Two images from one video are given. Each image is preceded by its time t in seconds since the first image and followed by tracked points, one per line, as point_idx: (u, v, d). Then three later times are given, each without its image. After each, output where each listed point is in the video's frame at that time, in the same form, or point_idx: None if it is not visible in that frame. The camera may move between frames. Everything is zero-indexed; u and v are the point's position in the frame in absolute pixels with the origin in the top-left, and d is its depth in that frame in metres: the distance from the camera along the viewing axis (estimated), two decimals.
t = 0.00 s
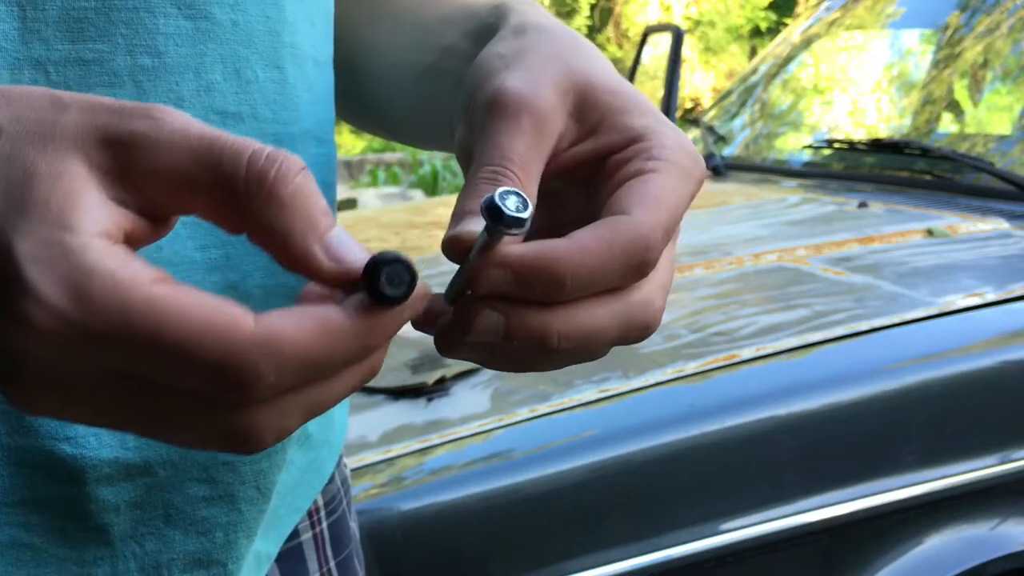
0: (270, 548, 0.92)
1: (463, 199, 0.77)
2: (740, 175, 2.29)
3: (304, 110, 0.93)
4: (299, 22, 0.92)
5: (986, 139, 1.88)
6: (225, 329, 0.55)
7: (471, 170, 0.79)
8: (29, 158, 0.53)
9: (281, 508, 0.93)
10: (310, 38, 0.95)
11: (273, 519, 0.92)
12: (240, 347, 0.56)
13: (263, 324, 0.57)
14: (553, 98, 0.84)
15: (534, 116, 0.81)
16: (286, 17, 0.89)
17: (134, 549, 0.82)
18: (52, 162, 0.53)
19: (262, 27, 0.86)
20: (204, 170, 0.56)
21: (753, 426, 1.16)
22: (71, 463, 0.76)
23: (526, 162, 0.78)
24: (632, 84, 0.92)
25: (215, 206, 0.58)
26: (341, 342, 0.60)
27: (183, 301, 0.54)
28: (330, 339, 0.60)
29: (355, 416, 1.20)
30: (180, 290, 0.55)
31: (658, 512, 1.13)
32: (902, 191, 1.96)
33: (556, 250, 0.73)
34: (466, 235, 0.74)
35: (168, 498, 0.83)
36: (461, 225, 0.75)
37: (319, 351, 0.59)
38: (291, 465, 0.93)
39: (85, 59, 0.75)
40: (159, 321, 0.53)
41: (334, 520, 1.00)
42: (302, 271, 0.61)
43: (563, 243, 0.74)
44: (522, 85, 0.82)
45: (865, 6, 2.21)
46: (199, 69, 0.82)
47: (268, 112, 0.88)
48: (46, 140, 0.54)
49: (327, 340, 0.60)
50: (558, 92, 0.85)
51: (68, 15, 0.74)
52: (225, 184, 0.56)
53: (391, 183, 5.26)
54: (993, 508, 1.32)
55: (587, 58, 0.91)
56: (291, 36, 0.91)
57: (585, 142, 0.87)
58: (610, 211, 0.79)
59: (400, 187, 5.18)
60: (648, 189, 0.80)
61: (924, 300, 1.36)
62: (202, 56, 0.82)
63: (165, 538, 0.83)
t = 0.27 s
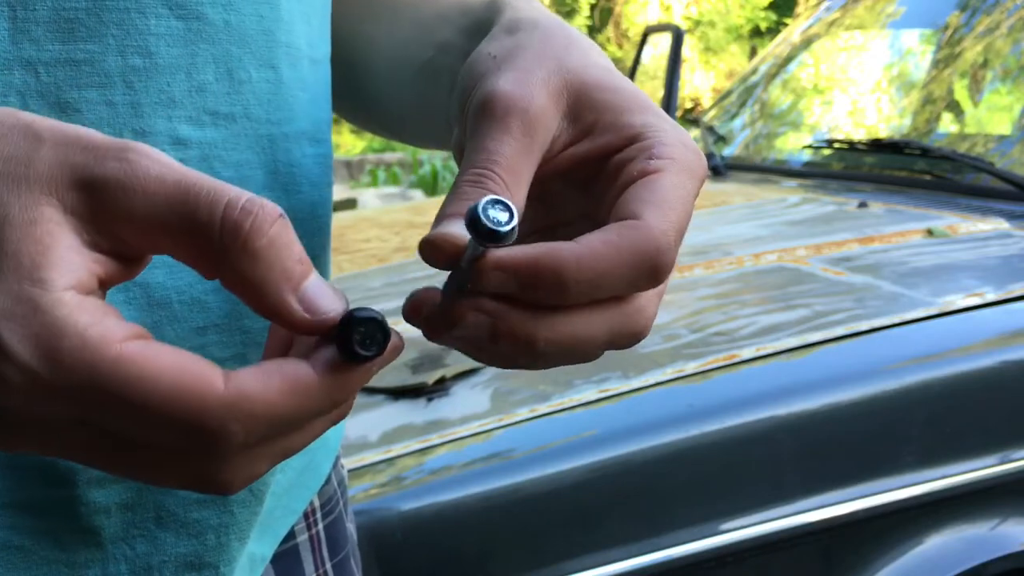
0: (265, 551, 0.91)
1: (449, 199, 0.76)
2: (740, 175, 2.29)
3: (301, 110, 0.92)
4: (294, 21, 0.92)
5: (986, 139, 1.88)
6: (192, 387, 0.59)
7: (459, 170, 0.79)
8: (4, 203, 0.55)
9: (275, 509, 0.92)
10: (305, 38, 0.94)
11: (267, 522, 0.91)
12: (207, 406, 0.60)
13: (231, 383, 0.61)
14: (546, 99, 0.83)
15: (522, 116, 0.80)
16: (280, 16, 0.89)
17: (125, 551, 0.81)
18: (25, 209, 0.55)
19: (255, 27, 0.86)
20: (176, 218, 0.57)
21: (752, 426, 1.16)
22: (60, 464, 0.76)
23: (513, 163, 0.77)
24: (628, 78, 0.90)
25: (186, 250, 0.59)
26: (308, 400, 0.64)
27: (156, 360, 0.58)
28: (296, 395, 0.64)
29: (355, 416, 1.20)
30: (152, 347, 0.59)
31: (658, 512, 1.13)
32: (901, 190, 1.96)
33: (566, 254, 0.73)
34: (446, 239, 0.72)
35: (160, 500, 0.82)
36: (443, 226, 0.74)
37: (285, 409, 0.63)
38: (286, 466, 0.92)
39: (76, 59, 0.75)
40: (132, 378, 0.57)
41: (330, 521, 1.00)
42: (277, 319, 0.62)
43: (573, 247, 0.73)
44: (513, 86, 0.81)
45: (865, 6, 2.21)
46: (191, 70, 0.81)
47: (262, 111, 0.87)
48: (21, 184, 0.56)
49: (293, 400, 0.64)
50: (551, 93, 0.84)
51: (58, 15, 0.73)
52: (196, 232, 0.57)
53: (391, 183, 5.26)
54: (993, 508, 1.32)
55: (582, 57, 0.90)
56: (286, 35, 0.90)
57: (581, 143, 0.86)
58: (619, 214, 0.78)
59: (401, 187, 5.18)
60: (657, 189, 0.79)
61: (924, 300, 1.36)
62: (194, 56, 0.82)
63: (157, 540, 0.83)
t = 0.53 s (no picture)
0: (257, 552, 0.91)
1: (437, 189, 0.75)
2: (740, 175, 2.29)
3: (293, 108, 0.91)
4: (285, 20, 0.91)
5: (986, 139, 1.88)
6: (175, 397, 0.59)
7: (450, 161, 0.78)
8: None
9: (268, 509, 0.92)
10: (297, 37, 0.94)
11: (258, 523, 0.91)
12: (190, 417, 0.60)
13: (215, 392, 0.61)
14: (542, 90, 0.81)
15: (514, 105, 0.79)
16: (271, 14, 0.89)
17: (115, 552, 0.81)
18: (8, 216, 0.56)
19: (245, 25, 0.86)
20: (159, 226, 0.57)
21: (752, 426, 1.16)
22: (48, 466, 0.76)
23: (503, 153, 0.76)
24: (631, 69, 0.88)
25: (170, 257, 0.59)
26: (294, 409, 0.64)
27: (139, 369, 0.59)
28: (282, 405, 0.63)
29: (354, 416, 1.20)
30: (135, 355, 0.59)
31: (658, 512, 1.13)
32: (901, 191, 1.96)
33: (588, 245, 0.72)
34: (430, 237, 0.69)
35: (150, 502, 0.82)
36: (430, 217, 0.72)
37: (270, 419, 0.63)
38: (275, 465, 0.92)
39: (64, 58, 0.74)
40: (114, 387, 0.58)
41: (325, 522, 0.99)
42: (262, 326, 0.62)
43: (594, 239, 0.72)
44: (506, 75, 0.81)
45: (865, 6, 2.21)
46: (180, 69, 0.81)
47: (254, 109, 0.86)
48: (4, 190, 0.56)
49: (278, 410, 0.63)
50: (548, 84, 0.83)
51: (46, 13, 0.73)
52: (179, 240, 0.58)
53: (392, 183, 5.26)
54: (993, 508, 1.32)
55: (580, 48, 0.89)
56: (277, 33, 0.90)
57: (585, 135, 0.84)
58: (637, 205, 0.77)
59: (401, 187, 5.18)
60: (676, 179, 0.77)
61: (925, 300, 1.36)
62: (183, 55, 0.82)
63: (146, 541, 0.83)
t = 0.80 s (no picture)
0: (251, 552, 0.90)
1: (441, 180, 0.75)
2: (740, 175, 2.29)
3: (286, 106, 0.90)
4: (278, 16, 0.91)
5: (985, 139, 1.88)
6: (154, 403, 0.59)
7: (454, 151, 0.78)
8: None
9: (263, 509, 0.92)
10: (291, 34, 0.93)
11: (252, 524, 0.90)
12: (170, 421, 0.60)
13: (196, 398, 0.61)
14: (545, 80, 0.81)
15: (518, 97, 0.79)
16: (263, 11, 0.88)
17: (107, 552, 0.81)
18: None
19: (236, 22, 0.85)
20: (142, 226, 0.57)
21: (752, 426, 1.16)
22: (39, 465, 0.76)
23: (506, 146, 0.76)
24: (633, 56, 0.88)
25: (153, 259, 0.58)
26: (276, 413, 0.64)
27: (117, 372, 0.59)
28: (263, 410, 0.63)
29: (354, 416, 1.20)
30: (114, 359, 0.59)
31: (658, 512, 1.13)
32: (901, 191, 1.96)
33: (589, 231, 0.71)
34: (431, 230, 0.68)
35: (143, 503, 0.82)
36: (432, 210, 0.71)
37: (252, 423, 0.63)
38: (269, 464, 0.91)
39: (53, 56, 0.74)
40: (94, 390, 0.58)
41: (320, 522, 0.99)
42: (248, 329, 0.61)
43: (594, 224, 0.72)
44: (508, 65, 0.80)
45: (865, 6, 2.21)
46: (170, 66, 0.81)
47: (246, 107, 0.85)
48: None
49: (259, 413, 0.63)
50: (551, 73, 0.83)
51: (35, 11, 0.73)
52: (162, 240, 0.57)
53: (392, 183, 5.26)
54: (993, 508, 1.32)
55: (582, 35, 0.88)
56: (270, 30, 0.89)
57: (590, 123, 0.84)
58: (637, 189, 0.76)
59: (401, 187, 5.18)
60: (675, 163, 0.77)
61: (925, 300, 1.36)
62: (173, 52, 0.81)
63: (138, 542, 0.82)
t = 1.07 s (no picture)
0: (245, 552, 0.90)
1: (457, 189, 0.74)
2: (740, 175, 2.29)
3: (279, 106, 0.89)
4: (272, 16, 0.91)
5: (985, 139, 1.88)
6: (134, 399, 0.59)
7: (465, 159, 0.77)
8: None
9: (258, 509, 0.91)
10: (285, 34, 0.93)
11: (247, 524, 0.90)
12: (151, 418, 0.60)
13: (176, 395, 0.61)
14: (541, 80, 0.82)
15: (522, 99, 0.79)
16: (256, 11, 0.88)
17: (100, 553, 0.81)
18: None
19: (230, 22, 0.85)
20: (119, 223, 0.57)
21: (751, 425, 1.16)
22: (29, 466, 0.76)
23: (519, 151, 0.76)
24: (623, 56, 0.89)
25: (132, 256, 0.59)
26: (258, 410, 0.63)
27: (97, 370, 0.59)
28: (244, 407, 0.62)
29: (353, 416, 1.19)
30: (95, 356, 0.59)
31: (658, 512, 1.13)
32: (901, 191, 1.96)
33: (551, 223, 0.70)
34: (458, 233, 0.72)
35: (135, 504, 0.82)
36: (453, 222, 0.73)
37: (234, 421, 0.62)
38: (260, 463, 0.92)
39: (45, 56, 0.74)
40: (73, 387, 0.58)
41: (315, 522, 0.99)
42: (233, 328, 0.61)
43: (558, 217, 0.70)
44: (508, 67, 0.81)
45: (864, 6, 2.21)
46: (162, 65, 0.81)
47: (239, 107, 0.85)
48: None
49: (240, 410, 0.62)
50: (545, 73, 0.83)
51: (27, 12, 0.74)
52: (140, 236, 0.57)
53: (392, 183, 5.26)
54: (992, 508, 1.32)
55: (574, 33, 0.89)
56: (265, 30, 0.89)
57: (578, 123, 0.85)
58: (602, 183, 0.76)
59: (401, 187, 5.18)
60: (643, 159, 0.76)
61: (924, 300, 1.36)
62: (165, 52, 0.81)
63: (131, 542, 0.82)
